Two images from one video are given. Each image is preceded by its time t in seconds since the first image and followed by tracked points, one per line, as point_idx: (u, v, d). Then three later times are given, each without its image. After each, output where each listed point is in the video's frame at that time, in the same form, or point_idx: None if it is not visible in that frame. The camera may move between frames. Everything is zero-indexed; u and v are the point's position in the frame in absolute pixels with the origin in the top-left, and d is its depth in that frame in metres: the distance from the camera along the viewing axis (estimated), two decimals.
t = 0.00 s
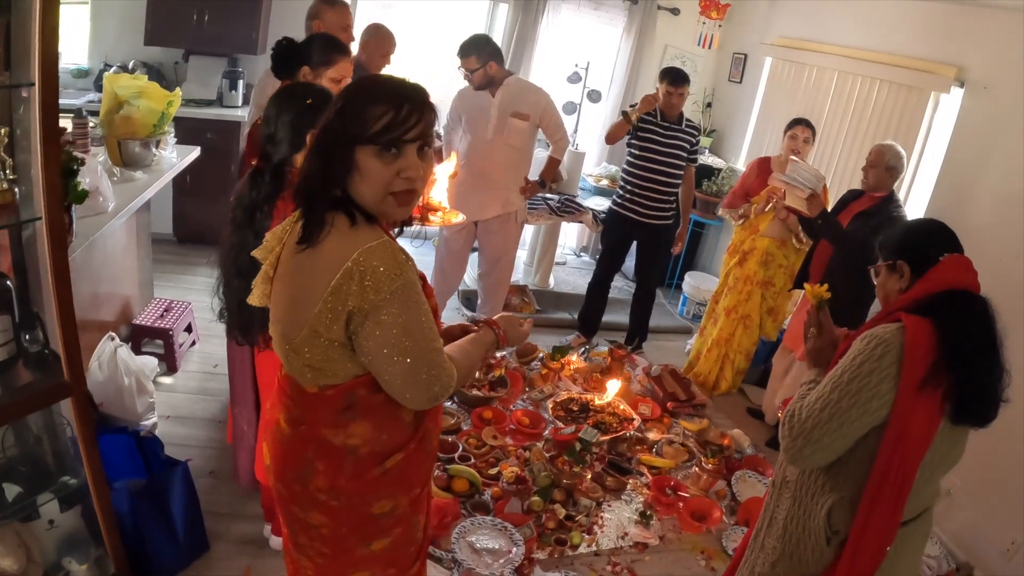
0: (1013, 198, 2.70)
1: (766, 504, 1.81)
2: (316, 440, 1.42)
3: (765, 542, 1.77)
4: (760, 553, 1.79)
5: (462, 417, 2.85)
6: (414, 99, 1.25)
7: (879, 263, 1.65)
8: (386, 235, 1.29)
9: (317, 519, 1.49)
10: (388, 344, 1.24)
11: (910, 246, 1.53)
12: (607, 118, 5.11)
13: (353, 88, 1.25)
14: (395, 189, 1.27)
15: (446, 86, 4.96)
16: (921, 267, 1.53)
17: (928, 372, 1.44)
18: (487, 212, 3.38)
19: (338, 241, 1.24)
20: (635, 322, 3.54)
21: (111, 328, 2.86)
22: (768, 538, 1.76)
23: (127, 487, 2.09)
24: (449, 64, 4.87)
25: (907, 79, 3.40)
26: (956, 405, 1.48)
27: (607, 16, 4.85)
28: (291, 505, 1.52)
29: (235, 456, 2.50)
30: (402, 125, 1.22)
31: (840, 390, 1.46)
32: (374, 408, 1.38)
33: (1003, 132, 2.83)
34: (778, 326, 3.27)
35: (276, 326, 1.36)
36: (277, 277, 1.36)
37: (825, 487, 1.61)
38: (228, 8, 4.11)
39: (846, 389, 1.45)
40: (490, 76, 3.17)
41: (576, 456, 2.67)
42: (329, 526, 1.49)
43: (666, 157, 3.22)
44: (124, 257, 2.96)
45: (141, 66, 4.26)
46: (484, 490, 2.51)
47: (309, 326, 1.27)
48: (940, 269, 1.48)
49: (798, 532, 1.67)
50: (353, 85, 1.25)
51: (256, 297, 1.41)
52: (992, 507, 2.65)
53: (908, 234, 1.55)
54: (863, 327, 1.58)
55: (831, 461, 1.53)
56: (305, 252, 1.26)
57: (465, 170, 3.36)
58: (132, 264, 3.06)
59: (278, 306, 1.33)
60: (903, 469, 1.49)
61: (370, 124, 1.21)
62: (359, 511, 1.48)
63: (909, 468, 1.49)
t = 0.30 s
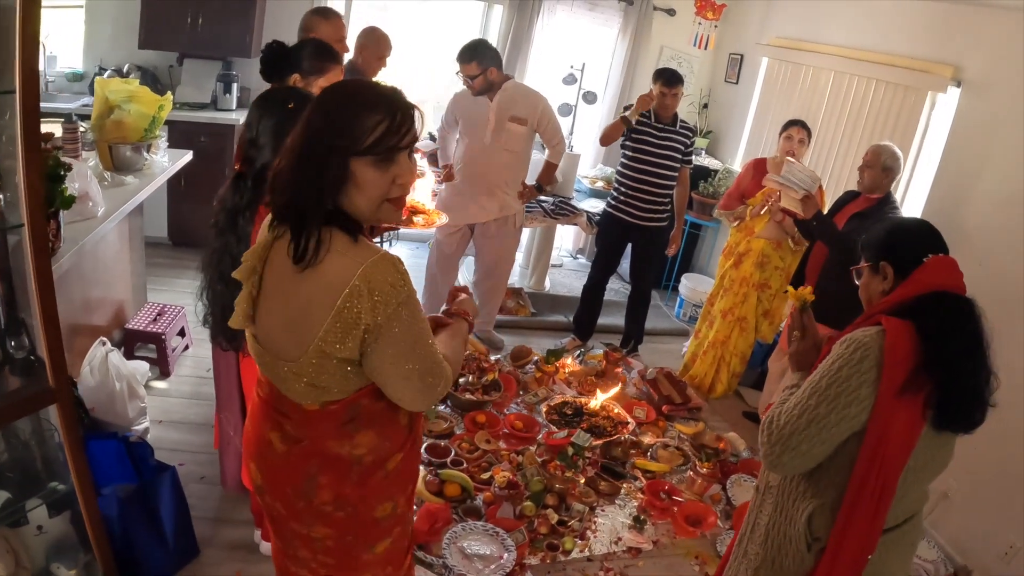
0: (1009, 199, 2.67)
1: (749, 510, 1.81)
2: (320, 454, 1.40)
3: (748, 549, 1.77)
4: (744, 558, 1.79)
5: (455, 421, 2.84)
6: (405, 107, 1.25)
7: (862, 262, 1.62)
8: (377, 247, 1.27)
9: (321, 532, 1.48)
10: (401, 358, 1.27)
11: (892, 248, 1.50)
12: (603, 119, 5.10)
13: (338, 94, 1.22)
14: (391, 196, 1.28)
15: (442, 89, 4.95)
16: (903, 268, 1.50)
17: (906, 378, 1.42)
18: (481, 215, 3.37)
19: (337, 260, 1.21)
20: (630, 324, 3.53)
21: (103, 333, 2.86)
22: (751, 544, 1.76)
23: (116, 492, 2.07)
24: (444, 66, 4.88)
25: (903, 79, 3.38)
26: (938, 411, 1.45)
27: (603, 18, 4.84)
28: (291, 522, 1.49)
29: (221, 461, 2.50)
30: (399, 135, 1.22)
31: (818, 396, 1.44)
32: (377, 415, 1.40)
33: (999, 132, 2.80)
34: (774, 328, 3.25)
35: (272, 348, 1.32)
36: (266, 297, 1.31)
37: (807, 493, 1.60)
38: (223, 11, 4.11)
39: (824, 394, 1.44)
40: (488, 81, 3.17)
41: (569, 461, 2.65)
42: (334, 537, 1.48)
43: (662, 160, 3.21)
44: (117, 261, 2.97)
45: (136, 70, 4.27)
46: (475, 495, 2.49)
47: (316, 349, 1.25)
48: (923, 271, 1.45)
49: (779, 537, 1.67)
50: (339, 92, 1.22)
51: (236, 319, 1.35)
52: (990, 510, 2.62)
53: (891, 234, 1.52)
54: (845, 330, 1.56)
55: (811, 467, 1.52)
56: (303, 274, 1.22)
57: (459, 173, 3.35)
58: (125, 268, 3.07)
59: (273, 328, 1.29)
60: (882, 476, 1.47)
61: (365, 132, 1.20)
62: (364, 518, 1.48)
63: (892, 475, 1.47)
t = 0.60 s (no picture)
0: (1007, 200, 2.65)
1: (735, 514, 1.84)
2: (324, 467, 1.40)
3: (732, 555, 1.79)
4: (729, 564, 1.81)
5: (450, 425, 2.83)
6: (396, 116, 1.23)
7: (852, 265, 1.60)
8: (377, 265, 1.28)
9: (328, 543, 1.47)
10: (409, 371, 1.33)
11: (887, 253, 1.48)
12: (600, 120, 5.09)
13: (324, 108, 1.18)
14: (394, 208, 1.28)
15: (439, 91, 4.94)
16: (897, 273, 1.47)
17: (888, 385, 1.40)
18: (478, 217, 3.35)
19: (342, 285, 1.22)
20: (626, 327, 3.52)
21: (97, 337, 2.86)
22: (736, 549, 1.78)
23: (106, 498, 2.06)
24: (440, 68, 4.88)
25: (901, 80, 3.36)
26: (919, 421, 1.42)
27: (599, 19, 4.83)
28: (295, 539, 1.49)
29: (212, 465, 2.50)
30: (396, 148, 1.22)
31: (796, 403, 1.44)
32: (379, 427, 1.43)
33: (995, 133, 2.78)
34: (772, 331, 3.23)
35: (274, 375, 1.31)
36: (263, 324, 1.29)
37: (787, 499, 1.61)
38: (217, 14, 4.12)
39: (802, 402, 1.43)
40: (487, 87, 3.15)
41: (562, 466, 2.60)
42: (341, 548, 1.48)
43: (660, 161, 3.20)
44: (111, 265, 2.97)
45: (131, 73, 4.27)
46: (469, 500, 2.48)
47: (324, 374, 1.26)
48: (914, 279, 1.42)
49: (762, 545, 1.67)
50: (325, 108, 1.18)
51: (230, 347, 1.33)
52: (987, 513, 2.60)
53: (883, 237, 1.50)
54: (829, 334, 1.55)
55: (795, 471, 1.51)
56: (308, 303, 1.21)
57: (459, 176, 3.35)
58: (119, 271, 3.07)
59: (274, 355, 1.29)
60: (860, 483, 1.46)
61: (361, 149, 1.18)
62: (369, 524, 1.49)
63: (871, 483, 1.46)
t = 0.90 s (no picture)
0: (1006, 200, 2.64)
1: (732, 510, 1.85)
2: (325, 478, 1.40)
3: (728, 551, 1.80)
4: (724, 561, 1.82)
5: (452, 427, 2.83)
6: (393, 120, 1.23)
7: (858, 262, 1.57)
8: (381, 275, 1.28)
9: (329, 554, 1.47)
10: (409, 386, 1.30)
11: (889, 251, 1.45)
12: (601, 121, 5.10)
13: (323, 112, 1.18)
14: (396, 211, 1.28)
15: (439, 91, 4.94)
16: (898, 271, 1.44)
17: (883, 390, 1.40)
18: (478, 218, 3.35)
19: (340, 296, 1.21)
20: (627, 328, 3.52)
21: (97, 339, 2.86)
22: (731, 546, 1.79)
23: (107, 502, 2.07)
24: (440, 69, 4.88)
25: (902, 80, 3.36)
26: (920, 429, 1.39)
27: (600, 19, 4.83)
28: (296, 548, 1.49)
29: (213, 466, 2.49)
30: (394, 151, 1.22)
31: (791, 403, 1.45)
32: (382, 440, 1.42)
33: (996, 132, 2.77)
34: (773, 331, 3.22)
35: (273, 384, 1.31)
36: (263, 332, 1.29)
37: (781, 498, 1.62)
38: (217, 15, 4.11)
39: (796, 402, 1.44)
40: (497, 81, 3.16)
41: (565, 468, 2.63)
42: (342, 558, 1.47)
43: (659, 160, 3.20)
44: (111, 267, 2.96)
45: (131, 75, 4.27)
46: (471, 501, 2.47)
47: (321, 386, 1.26)
48: (918, 284, 1.40)
49: (756, 542, 1.68)
50: (323, 113, 1.19)
51: (230, 355, 1.33)
52: (989, 513, 2.60)
53: (888, 236, 1.46)
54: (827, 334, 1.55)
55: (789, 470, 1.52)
56: (305, 313, 1.21)
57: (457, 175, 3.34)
58: (120, 274, 3.07)
59: (273, 364, 1.29)
60: (853, 486, 1.46)
61: (358, 153, 1.18)
62: (370, 537, 1.48)
63: (866, 486, 1.46)
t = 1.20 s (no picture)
0: (1011, 196, 2.64)
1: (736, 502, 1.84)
2: (334, 484, 1.38)
3: (732, 540, 1.78)
4: (727, 553, 1.79)
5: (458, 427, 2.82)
6: (411, 118, 1.21)
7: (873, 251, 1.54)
8: (389, 275, 1.24)
9: (337, 559, 1.45)
10: (415, 392, 1.26)
11: (905, 247, 1.42)
12: (604, 120, 5.09)
13: (337, 109, 1.17)
14: (407, 210, 1.26)
15: (440, 91, 4.93)
16: (911, 267, 1.41)
17: (887, 387, 1.38)
18: (483, 219, 3.34)
19: (343, 294, 1.18)
20: (632, 327, 3.51)
21: (101, 340, 2.84)
22: (734, 537, 1.77)
23: (113, 504, 2.03)
24: (442, 69, 4.88)
25: (906, 77, 3.36)
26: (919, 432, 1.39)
27: (602, 18, 4.83)
28: (307, 550, 1.48)
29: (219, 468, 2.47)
30: (412, 150, 1.20)
31: (796, 396, 1.43)
32: (392, 446, 1.39)
33: (1001, 129, 2.77)
34: (779, 329, 3.22)
35: (279, 383, 1.31)
36: (270, 330, 1.30)
37: (784, 488, 1.61)
38: (219, 15, 4.10)
39: (801, 395, 1.43)
40: (495, 86, 3.14)
41: (573, 467, 2.63)
42: (351, 564, 1.46)
43: (662, 161, 3.19)
44: (114, 268, 2.95)
45: (133, 75, 4.26)
46: (479, 502, 2.46)
47: (325, 386, 1.23)
48: (929, 284, 1.37)
49: (758, 532, 1.67)
50: (341, 106, 1.18)
51: (240, 351, 1.35)
52: (996, 510, 2.59)
53: (903, 231, 1.42)
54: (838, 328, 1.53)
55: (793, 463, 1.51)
56: (308, 311, 1.20)
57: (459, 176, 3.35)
58: (123, 275, 3.05)
59: (279, 362, 1.29)
60: (856, 481, 1.44)
61: (370, 148, 1.16)
62: (380, 546, 1.46)
63: (868, 481, 1.44)
